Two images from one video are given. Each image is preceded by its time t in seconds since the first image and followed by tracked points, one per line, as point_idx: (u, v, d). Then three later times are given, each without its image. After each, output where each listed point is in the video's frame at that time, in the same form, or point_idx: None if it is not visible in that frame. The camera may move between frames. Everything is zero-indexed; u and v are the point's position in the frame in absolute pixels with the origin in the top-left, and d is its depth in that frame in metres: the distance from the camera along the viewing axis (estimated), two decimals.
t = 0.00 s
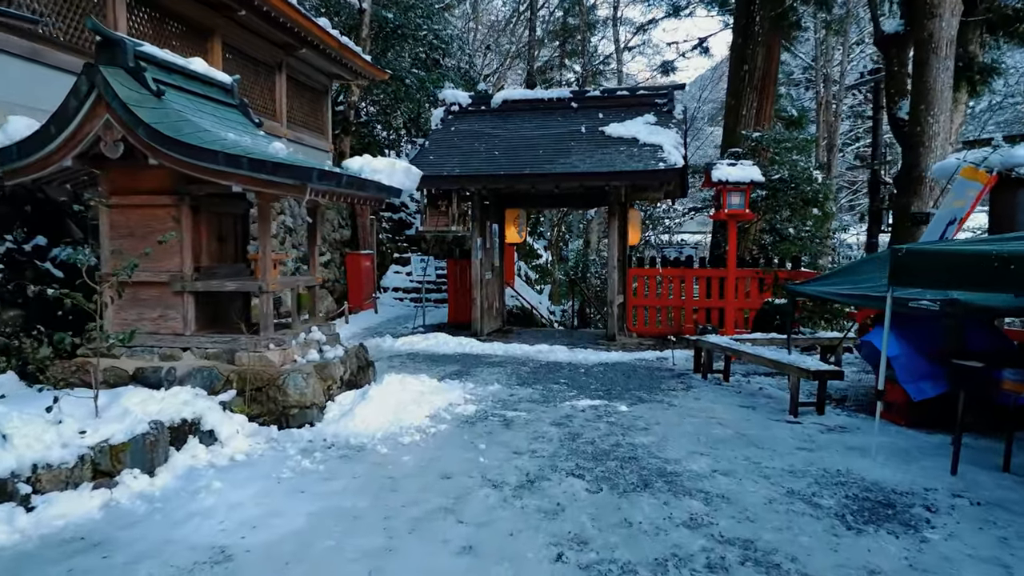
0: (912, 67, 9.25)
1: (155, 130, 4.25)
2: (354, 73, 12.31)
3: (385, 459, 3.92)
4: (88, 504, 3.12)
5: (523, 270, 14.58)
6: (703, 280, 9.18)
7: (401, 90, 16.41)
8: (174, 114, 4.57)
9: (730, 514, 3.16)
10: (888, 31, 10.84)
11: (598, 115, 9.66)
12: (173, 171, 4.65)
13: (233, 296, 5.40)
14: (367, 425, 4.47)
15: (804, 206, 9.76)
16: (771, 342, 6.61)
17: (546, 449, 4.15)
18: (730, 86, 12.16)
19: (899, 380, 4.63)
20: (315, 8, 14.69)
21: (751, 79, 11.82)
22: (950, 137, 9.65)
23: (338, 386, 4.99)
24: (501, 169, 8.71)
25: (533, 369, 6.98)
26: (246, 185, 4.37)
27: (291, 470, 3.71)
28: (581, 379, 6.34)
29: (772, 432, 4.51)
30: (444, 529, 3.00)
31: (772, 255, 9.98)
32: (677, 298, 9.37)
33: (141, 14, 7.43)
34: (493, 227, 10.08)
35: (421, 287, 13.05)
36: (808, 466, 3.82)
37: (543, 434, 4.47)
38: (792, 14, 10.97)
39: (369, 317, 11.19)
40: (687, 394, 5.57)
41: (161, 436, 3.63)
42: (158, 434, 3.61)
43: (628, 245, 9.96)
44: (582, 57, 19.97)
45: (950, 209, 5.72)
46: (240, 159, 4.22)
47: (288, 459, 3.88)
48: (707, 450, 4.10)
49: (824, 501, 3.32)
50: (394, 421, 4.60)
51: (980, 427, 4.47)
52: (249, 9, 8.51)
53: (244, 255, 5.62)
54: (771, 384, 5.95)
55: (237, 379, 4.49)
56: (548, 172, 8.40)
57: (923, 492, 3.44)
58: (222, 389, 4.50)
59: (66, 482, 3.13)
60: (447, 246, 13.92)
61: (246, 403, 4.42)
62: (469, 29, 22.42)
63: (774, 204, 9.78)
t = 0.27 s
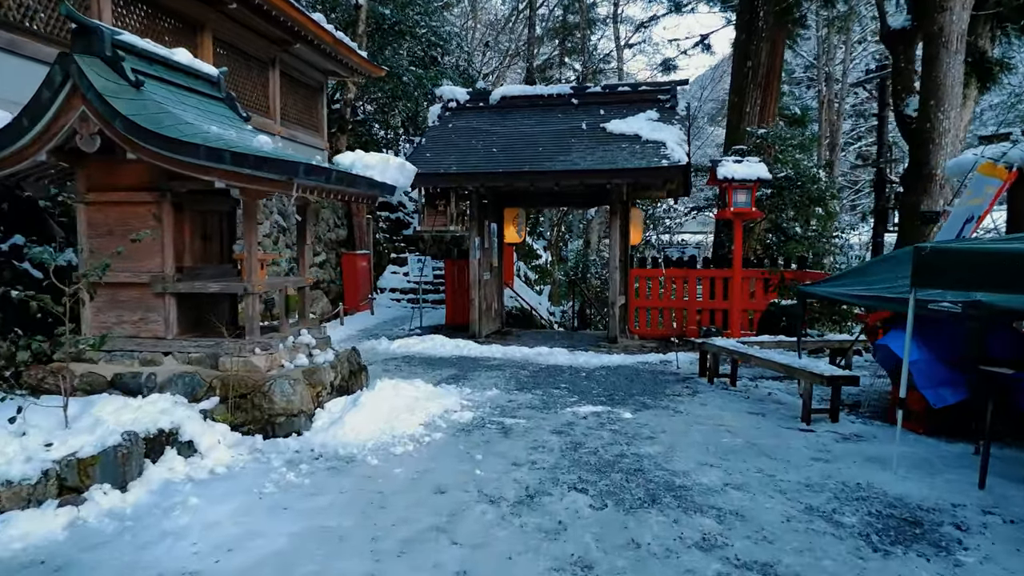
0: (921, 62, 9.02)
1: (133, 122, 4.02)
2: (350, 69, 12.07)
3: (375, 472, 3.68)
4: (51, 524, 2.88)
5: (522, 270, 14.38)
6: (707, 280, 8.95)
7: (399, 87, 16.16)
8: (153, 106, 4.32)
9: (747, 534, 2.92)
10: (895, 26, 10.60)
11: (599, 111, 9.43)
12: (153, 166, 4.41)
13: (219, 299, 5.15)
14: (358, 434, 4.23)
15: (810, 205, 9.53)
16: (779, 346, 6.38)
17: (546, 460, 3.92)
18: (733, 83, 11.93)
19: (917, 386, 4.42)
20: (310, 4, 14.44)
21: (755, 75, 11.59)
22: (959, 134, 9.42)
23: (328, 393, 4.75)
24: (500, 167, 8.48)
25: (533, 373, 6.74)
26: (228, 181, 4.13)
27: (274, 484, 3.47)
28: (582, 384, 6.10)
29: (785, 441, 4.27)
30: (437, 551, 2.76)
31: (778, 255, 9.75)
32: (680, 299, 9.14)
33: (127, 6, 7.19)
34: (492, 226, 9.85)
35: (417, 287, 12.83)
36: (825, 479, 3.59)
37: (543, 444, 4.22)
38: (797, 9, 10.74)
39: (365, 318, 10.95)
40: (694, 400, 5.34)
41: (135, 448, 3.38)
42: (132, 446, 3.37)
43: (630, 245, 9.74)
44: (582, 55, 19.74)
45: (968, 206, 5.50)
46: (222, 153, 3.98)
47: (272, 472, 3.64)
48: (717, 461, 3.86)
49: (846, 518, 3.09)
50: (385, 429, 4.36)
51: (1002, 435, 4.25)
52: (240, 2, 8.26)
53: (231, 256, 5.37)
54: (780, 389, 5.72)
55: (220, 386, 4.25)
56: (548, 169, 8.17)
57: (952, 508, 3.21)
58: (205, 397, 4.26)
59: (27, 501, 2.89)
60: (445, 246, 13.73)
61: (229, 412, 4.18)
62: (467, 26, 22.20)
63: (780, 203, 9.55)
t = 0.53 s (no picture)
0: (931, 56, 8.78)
1: (109, 113, 3.80)
2: (346, 65, 11.84)
3: (363, 485, 3.46)
4: (10, 545, 2.65)
5: (521, 270, 14.16)
6: (711, 280, 8.72)
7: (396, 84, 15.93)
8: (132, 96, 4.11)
9: (764, 554, 2.70)
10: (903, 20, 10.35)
11: (600, 107, 9.19)
12: (132, 160, 4.18)
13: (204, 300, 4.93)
14: (347, 443, 4.00)
15: (817, 203, 9.29)
16: (787, 348, 6.16)
17: (546, 471, 3.69)
18: (737, 78, 11.70)
19: (936, 392, 4.20)
20: None
21: (759, 71, 11.36)
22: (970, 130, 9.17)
23: (317, 399, 4.52)
24: (498, 163, 8.25)
25: (532, 376, 6.51)
26: (210, 175, 3.90)
27: (256, 498, 3.24)
28: (584, 388, 5.87)
29: (798, 450, 4.05)
30: None
31: (783, 254, 9.52)
32: (683, 300, 8.91)
33: None
34: (490, 224, 9.61)
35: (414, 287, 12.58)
36: (844, 493, 3.36)
37: (543, 454, 4.00)
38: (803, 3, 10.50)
39: (361, 319, 10.72)
40: (700, 405, 5.12)
41: (106, 460, 3.15)
42: (102, 458, 3.14)
43: (631, 244, 9.51)
44: (582, 52, 19.50)
45: (984, 204, 5.28)
46: (202, 145, 3.75)
47: (254, 484, 3.41)
48: (727, 472, 3.64)
49: (869, 537, 2.87)
50: (377, 438, 4.13)
51: None
52: None
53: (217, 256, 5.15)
54: (789, 394, 5.49)
55: (202, 392, 4.02)
56: (548, 166, 7.95)
57: (981, 526, 2.99)
58: (186, 403, 4.04)
59: None
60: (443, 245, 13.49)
61: (211, 420, 3.96)
62: (467, 24, 21.96)
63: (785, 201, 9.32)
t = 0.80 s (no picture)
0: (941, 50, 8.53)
1: (80, 104, 3.58)
2: (341, 60, 11.60)
3: (349, 501, 3.22)
4: None
5: (520, 270, 13.94)
6: (714, 280, 8.49)
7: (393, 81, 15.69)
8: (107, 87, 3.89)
9: None
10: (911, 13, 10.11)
11: (601, 102, 8.96)
12: (108, 155, 3.96)
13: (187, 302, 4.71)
14: (335, 454, 3.76)
15: (824, 201, 9.05)
16: (795, 351, 5.94)
17: (546, 485, 3.46)
18: (740, 74, 11.47)
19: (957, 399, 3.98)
20: None
21: (763, 66, 11.12)
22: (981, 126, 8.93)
23: (305, 406, 4.28)
24: (496, 160, 8.02)
25: (531, 380, 6.28)
26: (188, 170, 3.68)
27: (233, 517, 3.01)
28: (585, 392, 5.65)
29: (812, 461, 3.83)
30: None
31: (788, 254, 9.28)
32: (686, 300, 8.68)
33: None
34: (489, 223, 9.34)
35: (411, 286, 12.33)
36: (865, 509, 3.14)
37: (542, 465, 3.77)
38: None
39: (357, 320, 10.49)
40: (707, 411, 4.89)
41: (71, 475, 2.93)
42: (66, 475, 2.91)
43: (633, 243, 9.28)
44: (582, 49, 19.27)
45: (1004, 200, 5.02)
46: (179, 138, 3.52)
47: (232, 500, 3.19)
48: (738, 486, 3.41)
49: (896, 560, 2.64)
50: (367, 448, 3.90)
51: None
52: None
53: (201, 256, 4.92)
54: (800, 400, 5.26)
55: (181, 400, 3.80)
56: (547, 163, 7.72)
57: (1015, 547, 2.76)
58: (165, 412, 3.82)
59: None
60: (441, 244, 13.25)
61: (191, 430, 3.74)
62: (466, 21, 21.73)
63: (791, 198, 9.08)
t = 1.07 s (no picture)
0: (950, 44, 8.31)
1: (48, 92, 3.36)
2: (336, 56, 11.37)
3: (335, 519, 2.99)
4: None
5: (518, 269, 13.73)
6: (718, 280, 8.28)
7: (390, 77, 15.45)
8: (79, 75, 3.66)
9: None
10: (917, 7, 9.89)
11: (601, 97, 8.73)
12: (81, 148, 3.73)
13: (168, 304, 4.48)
14: (321, 467, 3.54)
15: (829, 199, 8.83)
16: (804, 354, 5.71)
17: (546, 501, 3.24)
18: (743, 70, 11.25)
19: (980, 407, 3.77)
20: None
21: (766, 62, 10.90)
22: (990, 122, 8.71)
23: (290, 414, 4.05)
24: (494, 156, 7.79)
25: (530, 384, 6.06)
26: (165, 163, 3.45)
27: (207, 538, 2.78)
28: (586, 398, 5.42)
29: (828, 473, 3.61)
30: None
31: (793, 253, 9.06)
32: (688, 300, 8.47)
33: None
34: (487, 222, 9.13)
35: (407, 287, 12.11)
36: (888, 528, 2.92)
37: (542, 478, 3.55)
38: None
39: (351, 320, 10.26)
40: (714, 418, 4.67)
41: (32, 494, 2.69)
42: (26, 493, 2.67)
43: (634, 242, 9.06)
44: (581, 46, 19.04)
45: None
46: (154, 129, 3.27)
47: (208, 519, 2.95)
48: (752, 502, 3.19)
49: None
50: (356, 460, 3.67)
51: None
52: None
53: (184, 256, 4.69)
54: (810, 405, 5.04)
55: (157, 409, 3.56)
56: (546, 159, 7.49)
57: None
58: (140, 421, 3.58)
59: None
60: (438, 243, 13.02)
61: (168, 441, 3.50)
62: (464, 18, 21.50)
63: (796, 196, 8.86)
